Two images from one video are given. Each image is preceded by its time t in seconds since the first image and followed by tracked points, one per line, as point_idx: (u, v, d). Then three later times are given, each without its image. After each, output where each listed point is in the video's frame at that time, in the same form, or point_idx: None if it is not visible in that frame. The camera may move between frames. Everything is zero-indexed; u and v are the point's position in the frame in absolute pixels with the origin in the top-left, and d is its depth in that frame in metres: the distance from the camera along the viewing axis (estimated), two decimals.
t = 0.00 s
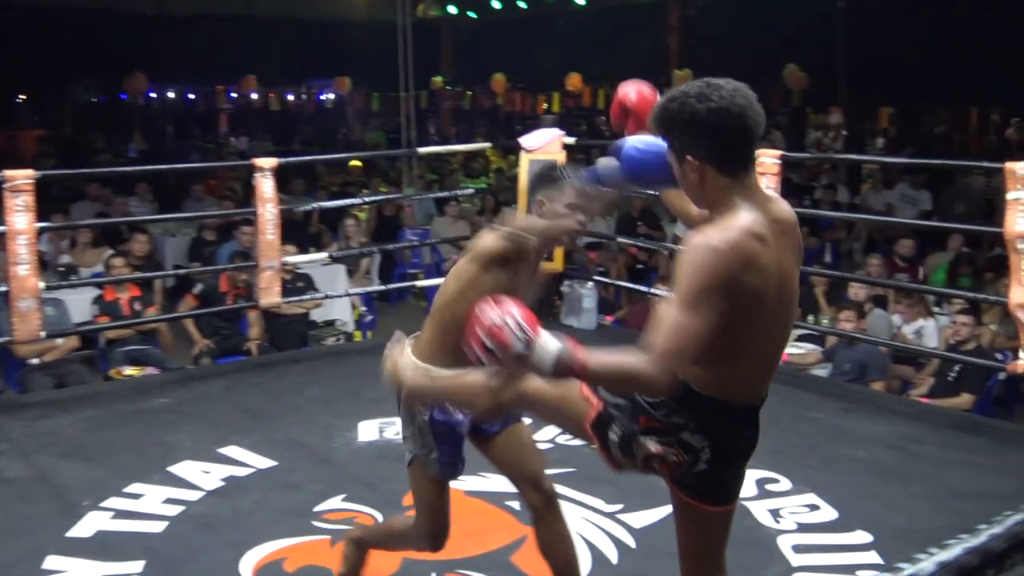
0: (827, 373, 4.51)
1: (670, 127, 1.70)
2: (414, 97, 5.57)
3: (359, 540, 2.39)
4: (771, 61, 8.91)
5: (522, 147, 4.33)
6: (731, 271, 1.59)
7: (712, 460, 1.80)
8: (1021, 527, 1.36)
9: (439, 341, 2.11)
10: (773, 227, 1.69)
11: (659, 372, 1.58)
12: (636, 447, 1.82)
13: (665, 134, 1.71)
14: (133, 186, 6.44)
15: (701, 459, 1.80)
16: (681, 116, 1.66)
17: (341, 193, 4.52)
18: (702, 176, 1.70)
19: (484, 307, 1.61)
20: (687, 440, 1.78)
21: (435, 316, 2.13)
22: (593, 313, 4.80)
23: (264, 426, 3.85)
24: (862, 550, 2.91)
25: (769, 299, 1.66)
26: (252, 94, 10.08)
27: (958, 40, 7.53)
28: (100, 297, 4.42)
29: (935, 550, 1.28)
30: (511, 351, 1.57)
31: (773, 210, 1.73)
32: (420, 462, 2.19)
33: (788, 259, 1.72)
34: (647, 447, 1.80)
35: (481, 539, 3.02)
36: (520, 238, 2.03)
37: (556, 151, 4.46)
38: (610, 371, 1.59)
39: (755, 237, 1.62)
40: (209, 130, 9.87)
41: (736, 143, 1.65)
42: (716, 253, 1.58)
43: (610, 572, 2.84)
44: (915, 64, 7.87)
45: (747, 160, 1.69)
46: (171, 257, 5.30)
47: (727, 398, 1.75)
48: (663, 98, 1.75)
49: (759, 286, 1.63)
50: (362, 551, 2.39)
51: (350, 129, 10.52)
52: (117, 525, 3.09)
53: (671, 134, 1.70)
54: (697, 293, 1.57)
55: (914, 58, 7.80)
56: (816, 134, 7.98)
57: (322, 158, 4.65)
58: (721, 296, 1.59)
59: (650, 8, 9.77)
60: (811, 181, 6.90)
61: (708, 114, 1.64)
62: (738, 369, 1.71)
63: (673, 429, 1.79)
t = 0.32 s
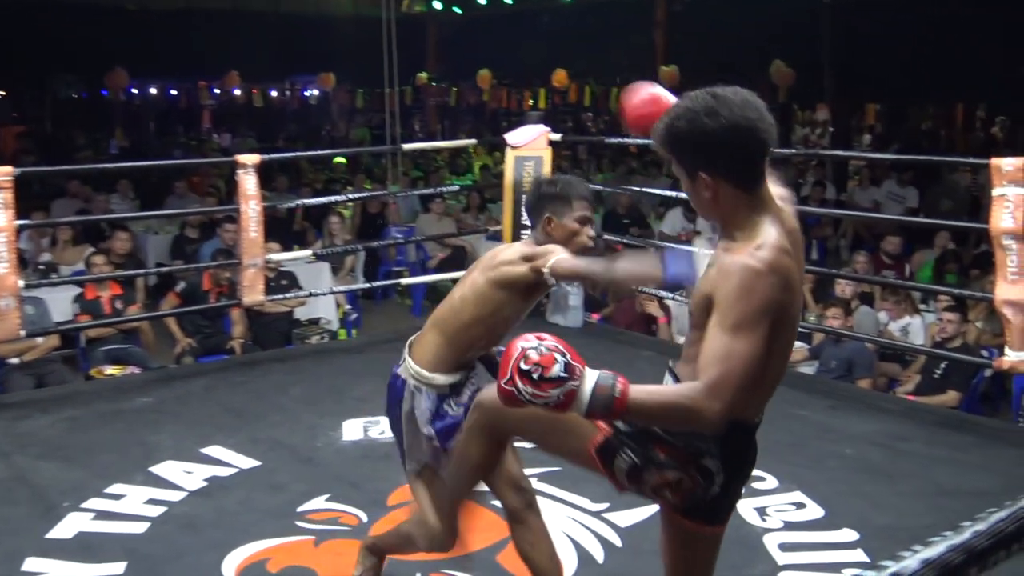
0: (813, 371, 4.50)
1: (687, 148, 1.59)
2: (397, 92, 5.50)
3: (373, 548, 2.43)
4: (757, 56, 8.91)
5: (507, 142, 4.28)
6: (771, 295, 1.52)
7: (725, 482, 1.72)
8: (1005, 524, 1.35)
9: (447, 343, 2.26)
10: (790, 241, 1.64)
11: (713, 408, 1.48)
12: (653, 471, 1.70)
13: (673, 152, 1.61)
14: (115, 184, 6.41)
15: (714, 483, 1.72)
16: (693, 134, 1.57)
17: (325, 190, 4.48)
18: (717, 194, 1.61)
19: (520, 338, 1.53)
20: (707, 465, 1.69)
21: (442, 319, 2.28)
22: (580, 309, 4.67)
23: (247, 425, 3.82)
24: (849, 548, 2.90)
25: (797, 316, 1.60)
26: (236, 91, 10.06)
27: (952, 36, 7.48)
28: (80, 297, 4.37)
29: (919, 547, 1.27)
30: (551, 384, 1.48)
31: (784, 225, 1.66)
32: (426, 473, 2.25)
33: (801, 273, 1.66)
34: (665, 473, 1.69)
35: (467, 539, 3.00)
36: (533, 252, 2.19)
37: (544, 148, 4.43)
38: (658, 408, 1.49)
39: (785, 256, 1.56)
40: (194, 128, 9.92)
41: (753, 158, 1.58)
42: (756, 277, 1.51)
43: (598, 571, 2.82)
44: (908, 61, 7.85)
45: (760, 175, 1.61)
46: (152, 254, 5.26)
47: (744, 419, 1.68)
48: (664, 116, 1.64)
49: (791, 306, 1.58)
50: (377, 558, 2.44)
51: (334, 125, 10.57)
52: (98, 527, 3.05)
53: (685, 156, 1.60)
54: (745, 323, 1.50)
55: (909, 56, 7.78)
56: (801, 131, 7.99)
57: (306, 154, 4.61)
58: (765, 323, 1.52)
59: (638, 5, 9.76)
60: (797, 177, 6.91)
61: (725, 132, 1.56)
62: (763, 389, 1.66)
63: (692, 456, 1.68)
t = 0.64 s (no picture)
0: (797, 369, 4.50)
1: (696, 152, 1.50)
2: (382, 88, 5.44)
3: (353, 553, 2.39)
4: (746, 55, 8.80)
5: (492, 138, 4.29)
6: (768, 300, 1.43)
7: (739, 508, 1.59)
8: (988, 523, 1.34)
9: (427, 335, 2.23)
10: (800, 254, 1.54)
11: (694, 410, 1.38)
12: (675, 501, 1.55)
13: (685, 154, 1.52)
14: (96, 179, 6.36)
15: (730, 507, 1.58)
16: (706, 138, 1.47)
17: (308, 187, 4.43)
18: (729, 203, 1.51)
19: (496, 329, 1.42)
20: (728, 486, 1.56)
21: (425, 312, 2.25)
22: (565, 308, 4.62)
23: (229, 424, 3.78)
24: (833, 546, 2.89)
25: (800, 330, 1.50)
26: (218, 86, 9.99)
27: (946, 36, 7.51)
28: (60, 294, 4.32)
29: (902, 545, 1.25)
30: (525, 378, 1.37)
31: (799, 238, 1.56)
32: (410, 465, 2.24)
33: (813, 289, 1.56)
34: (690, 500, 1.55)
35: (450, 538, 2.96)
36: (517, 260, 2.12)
37: (529, 144, 4.42)
38: (637, 404, 1.38)
39: (792, 267, 1.47)
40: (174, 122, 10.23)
41: (765, 167, 1.48)
42: (754, 280, 1.42)
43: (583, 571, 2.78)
44: (902, 60, 7.81)
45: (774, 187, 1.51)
46: (134, 252, 5.22)
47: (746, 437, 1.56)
48: (677, 118, 1.56)
49: (793, 320, 1.48)
50: (359, 563, 2.40)
51: (319, 121, 10.65)
52: (77, 527, 3.01)
53: (693, 161, 1.51)
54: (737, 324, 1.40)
55: (903, 56, 7.75)
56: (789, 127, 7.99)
57: (288, 150, 4.57)
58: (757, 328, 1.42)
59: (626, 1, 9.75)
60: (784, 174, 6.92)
61: (739, 138, 1.46)
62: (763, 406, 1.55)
63: (708, 476, 1.55)
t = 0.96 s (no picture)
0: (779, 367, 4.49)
1: (707, 146, 1.39)
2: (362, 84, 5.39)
3: (343, 560, 2.36)
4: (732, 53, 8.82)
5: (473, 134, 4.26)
6: (757, 302, 1.30)
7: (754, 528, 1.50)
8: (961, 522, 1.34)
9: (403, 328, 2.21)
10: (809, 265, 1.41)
11: (633, 383, 1.24)
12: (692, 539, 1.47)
13: (697, 150, 1.41)
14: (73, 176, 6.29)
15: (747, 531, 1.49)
16: (721, 134, 1.37)
17: (287, 183, 4.39)
18: (740, 205, 1.40)
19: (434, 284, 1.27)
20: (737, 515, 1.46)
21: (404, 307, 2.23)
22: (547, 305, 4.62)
23: (208, 424, 3.75)
24: (815, 545, 2.88)
25: (799, 342, 1.37)
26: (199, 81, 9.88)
27: (933, 34, 7.59)
28: (37, 292, 4.28)
29: (878, 544, 1.25)
30: (466, 334, 1.22)
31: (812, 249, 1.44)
32: (384, 458, 2.22)
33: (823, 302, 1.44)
34: (702, 537, 1.46)
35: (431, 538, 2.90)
36: (492, 275, 2.13)
37: (512, 141, 4.39)
38: (574, 370, 1.25)
39: (793, 276, 1.34)
40: (155, 118, 9.89)
41: (778, 172, 1.36)
42: (744, 275, 1.30)
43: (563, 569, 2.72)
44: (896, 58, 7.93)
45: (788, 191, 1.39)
46: (112, 249, 5.16)
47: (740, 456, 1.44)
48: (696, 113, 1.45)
49: (789, 332, 1.35)
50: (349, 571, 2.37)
51: (299, 117, 10.39)
52: (53, 528, 2.97)
53: (704, 157, 1.40)
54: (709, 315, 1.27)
55: (895, 54, 7.88)
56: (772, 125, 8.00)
57: (268, 147, 4.52)
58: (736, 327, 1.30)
59: None
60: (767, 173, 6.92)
61: (754, 136, 1.35)
62: (750, 424, 1.42)
63: (713, 507, 1.45)
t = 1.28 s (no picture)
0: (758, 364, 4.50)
1: (716, 145, 1.34)
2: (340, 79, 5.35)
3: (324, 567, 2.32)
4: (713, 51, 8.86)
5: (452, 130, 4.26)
6: (735, 310, 1.27)
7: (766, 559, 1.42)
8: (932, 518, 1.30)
9: (380, 327, 2.19)
10: (802, 284, 1.36)
11: (577, 364, 1.25)
12: None
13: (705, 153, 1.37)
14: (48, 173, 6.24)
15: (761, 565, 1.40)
16: (729, 138, 1.32)
17: (264, 180, 4.35)
18: (737, 212, 1.36)
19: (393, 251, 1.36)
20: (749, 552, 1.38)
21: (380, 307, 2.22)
22: (526, 304, 4.68)
23: (184, 423, 3.72)
24: (793, 542, 2.89)
25: (784, 362, 1.32)
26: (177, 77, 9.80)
27: (913, 34, 7.64)
28: (11, 290, 4.24)
29: (852, 542, 1.22)
30: (408, 299, 1.29)
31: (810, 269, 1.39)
32: (356, 458, 2.21)
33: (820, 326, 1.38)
34: None
35: (408, 537, 2.84)
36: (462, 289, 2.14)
37: (491, 138, 4.37)
38: (520, 343, 1.26)
39: (780, 295, 1.31)
40: (132, 115, 9.70)
41: (785, 185, 1.31)
42: (721, 282, 1.28)
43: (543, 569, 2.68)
44: (887, 58, 7.91)
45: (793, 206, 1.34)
46: (87, 247, 5.12)
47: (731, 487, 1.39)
48: (713, 108, 1.40)
49: (775, 352, 1.31)
50: None
51: (278, 114, 10.17)
52: (26, 529, 2.94)
53: (712, 156, 1.35)
54: (682, 313, 1.25)
55: (893, 55, 7.87)
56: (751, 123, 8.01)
57: (246, 143, 4.48)
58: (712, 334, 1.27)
59: None
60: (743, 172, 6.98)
61: (766, 144, 1.30)
62: (739, 453, 1.37)
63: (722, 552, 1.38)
